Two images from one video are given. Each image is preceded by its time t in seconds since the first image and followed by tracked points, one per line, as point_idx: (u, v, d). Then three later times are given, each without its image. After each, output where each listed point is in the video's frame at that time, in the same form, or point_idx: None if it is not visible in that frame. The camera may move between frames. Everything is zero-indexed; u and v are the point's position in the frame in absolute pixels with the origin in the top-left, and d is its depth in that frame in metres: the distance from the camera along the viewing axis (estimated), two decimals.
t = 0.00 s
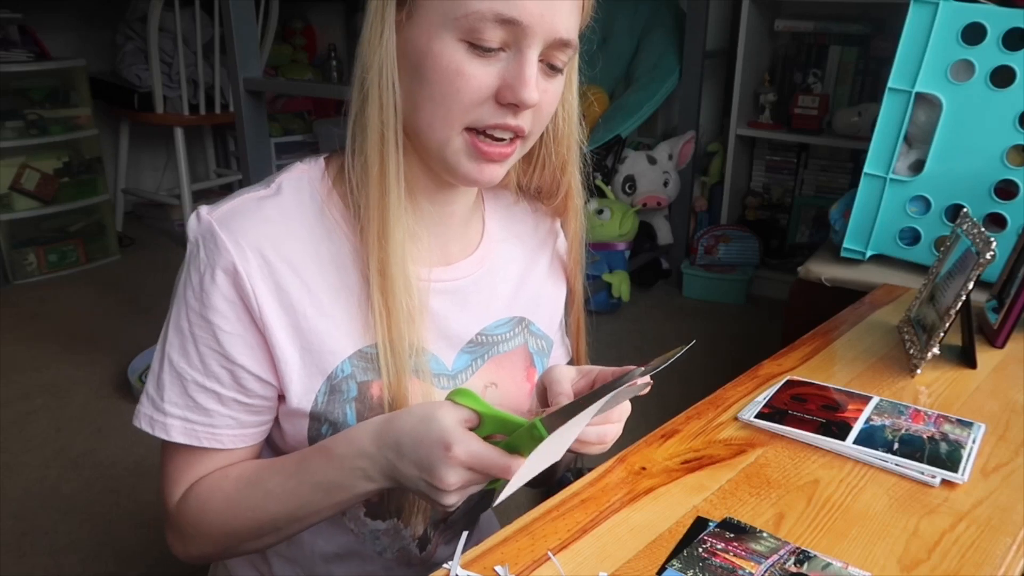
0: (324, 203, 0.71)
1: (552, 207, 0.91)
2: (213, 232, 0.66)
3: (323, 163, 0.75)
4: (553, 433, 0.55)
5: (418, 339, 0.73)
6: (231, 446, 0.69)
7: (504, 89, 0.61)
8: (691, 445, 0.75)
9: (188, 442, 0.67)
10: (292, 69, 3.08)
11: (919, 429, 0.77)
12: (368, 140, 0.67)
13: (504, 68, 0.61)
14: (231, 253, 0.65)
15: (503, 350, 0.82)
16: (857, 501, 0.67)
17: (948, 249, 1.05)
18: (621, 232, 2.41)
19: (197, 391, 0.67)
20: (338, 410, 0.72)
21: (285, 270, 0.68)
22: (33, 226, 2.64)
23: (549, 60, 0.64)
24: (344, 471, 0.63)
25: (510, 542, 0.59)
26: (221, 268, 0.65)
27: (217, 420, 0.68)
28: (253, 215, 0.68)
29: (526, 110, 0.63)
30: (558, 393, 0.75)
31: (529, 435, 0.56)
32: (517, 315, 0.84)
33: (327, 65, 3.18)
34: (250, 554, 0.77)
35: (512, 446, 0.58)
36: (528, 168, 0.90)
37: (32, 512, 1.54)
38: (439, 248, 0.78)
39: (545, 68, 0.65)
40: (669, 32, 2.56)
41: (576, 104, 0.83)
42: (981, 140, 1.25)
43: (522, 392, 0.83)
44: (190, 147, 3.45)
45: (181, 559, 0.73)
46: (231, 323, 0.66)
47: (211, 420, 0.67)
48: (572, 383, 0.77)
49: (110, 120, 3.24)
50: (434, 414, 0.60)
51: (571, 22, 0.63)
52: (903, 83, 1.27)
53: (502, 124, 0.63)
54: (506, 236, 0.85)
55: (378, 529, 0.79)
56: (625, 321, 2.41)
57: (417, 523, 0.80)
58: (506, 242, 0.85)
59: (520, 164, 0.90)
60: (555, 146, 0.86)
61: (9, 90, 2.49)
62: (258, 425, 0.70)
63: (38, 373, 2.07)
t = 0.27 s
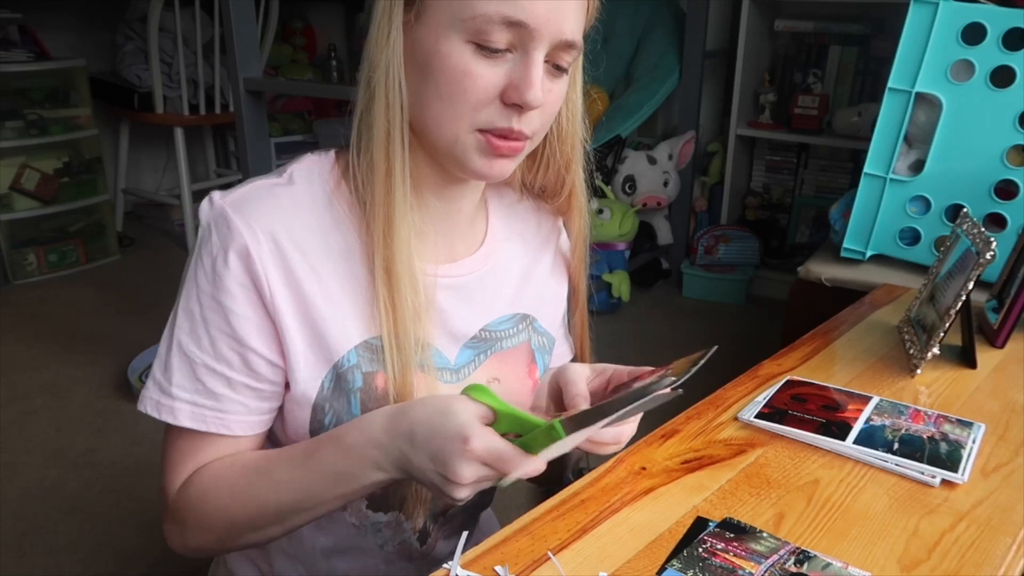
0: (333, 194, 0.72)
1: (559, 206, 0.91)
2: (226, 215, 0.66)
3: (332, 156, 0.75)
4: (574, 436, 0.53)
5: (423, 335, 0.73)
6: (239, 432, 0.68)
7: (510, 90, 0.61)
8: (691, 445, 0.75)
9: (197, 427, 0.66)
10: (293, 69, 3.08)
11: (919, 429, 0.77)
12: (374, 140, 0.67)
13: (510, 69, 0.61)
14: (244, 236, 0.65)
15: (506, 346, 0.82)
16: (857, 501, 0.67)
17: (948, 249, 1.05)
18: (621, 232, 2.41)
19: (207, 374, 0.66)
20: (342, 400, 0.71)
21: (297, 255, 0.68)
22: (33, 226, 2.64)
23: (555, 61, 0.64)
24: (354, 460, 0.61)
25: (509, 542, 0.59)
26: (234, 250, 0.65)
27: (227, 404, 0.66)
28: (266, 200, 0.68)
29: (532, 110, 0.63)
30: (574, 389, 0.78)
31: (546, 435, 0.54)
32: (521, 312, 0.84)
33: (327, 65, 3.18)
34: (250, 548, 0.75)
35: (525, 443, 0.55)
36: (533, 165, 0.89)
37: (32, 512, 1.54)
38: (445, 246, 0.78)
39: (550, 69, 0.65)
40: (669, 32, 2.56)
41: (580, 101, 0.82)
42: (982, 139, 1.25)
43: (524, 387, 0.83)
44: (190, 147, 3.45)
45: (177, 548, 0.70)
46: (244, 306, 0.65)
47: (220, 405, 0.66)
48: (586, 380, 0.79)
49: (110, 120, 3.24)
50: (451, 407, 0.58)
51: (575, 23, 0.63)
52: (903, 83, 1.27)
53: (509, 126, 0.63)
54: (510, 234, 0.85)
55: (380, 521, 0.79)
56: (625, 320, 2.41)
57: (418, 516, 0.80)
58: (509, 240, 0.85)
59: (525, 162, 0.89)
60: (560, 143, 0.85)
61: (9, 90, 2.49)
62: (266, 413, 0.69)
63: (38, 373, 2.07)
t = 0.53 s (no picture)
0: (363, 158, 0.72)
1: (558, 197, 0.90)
2: (274, 160, 0.67)
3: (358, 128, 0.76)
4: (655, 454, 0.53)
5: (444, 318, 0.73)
6: (269, 387, 0.64)
7: (518, 81, 0.61)
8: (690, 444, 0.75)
9: (230, 374, 0.62)
10: (292, 69, 3.08)
11: (918, 429, 0.77)
12: (381, 140, 0.67)
13: (515, 60, 0.61)
14: (292, 180, 0.66)
15: (515, 328, 0.83)
16: (857, 500, 0.67)
17: (948, 249, 1.05)
18: (621, 232, 2.41)
19: (246, 319, 0.64)
20: (361, 363, 0.72)
21: (337, 207, 0.68)
22: (32, 226, 2.64)
23: (557, 48, 0.64)
24: (405, 440, 0.56)
25: (509, 542, 0.59)
26: (282, 192, 0.65)
27: (262, 354, 0.64)
28: (310, 152, 0.69)
29: (540, 98, 0.63)
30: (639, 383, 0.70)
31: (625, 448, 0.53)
32: (528, 294, 0.84)
33: (327, 65, 3.19)
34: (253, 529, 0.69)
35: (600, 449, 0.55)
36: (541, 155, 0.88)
37: (32, 512, 1.54)
38: (454, 235, 0.78)
39: (554, 55, 0.65)
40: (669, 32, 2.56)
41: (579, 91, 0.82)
42: (982, 140, 1.25)
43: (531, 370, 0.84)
44: (190, 148, 3.46)
45: (174, 519, 0.65)
46: (287, 249, 0.65)
47: (256, 353, 0.63)
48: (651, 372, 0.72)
49: (110, 120, 3.25)
50: (526, 400, 0.54)
51: (574, 9, 0.62)
52: (903, 83, 1.27)
53: (518, 116, 0.63)
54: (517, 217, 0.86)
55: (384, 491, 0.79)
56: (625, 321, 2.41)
57: (422, 492, 0.80)
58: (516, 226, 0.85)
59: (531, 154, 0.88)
60: (561, 132, 0.84)
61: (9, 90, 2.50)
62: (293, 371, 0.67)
63: (38, 373, 2.07)
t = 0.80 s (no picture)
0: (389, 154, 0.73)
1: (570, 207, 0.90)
2: (307, 151, 0.67)
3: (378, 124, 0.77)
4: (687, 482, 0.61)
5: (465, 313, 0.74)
6: (293, 379, 0.63)
7: (532, 81, 0.62)
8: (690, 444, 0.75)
9: (258, 365, 0.61)
10: (292, 69, 3.08)
11: (918, 429, 0.77)
12: (398, 140, 0.67)
13: (528, 60, 0.62)
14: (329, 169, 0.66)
15: (527, 324, 0.83)
16: (857, 501, 0.67)
17: (948, 249, 1.05)
18: (621, 232, 2.41)
19: (276, 309, 0.63)
20: (382, 356, 0.72)
21: (365, 200, 0.69)
22: (32, 226, 2.65)
23: (569, 45, 0.65)
24: (436, 451, 0.56)
25: (509, 541, 0.60)
26: (318, 180, 0.65)
27: (290, 345, 0.63)
28: (339, 144, 0.69)
29: (555, 96, 0.64)
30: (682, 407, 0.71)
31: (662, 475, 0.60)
32: (538, 290, 0.85)
33: (327, 65, 3.19)
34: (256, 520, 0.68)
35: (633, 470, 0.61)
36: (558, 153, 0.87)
37: (32, 512, 1.54)
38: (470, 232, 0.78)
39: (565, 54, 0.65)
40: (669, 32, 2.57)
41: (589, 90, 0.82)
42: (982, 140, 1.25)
43: (541, 366, 0.85)
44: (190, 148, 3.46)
45: (181, 510, 0.63)
46: (319, 240, 0.65)
47: (283, 344, 0.63)
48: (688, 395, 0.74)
49: (110, 120, 3.25)
50: (564, 426, 0.57)
51: (585, 6, 0.63)
52: (903, 83, 1.27)
53: (533, 115, 0.64)
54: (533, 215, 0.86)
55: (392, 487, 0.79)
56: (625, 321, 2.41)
57: (431, 489, 0.80)
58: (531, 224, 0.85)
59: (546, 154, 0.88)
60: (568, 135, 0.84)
61: (9, 90, 2.50)
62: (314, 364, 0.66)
63: (38, 373, 2.07)
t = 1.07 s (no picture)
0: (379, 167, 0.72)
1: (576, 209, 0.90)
2: (287, 175, 0.66)
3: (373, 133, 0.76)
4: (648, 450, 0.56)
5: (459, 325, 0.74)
6: (278, 402, 0.65)
7: (538, 82, 0.62)
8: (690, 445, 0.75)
9: (239, 393, 0.63)
10: (292, 69, 3.08)
11: (918, 429, 0.77)
12: (403, 142, 0.67)
13: (535, 61, 0.62)
14: (306, 194, 0.65)
15: (526, 331, 0.83)
16: (857, 501, 0.67)
17: (948, 249, 1.05)
18: (621, 232, 2.41)
19: (256, 336, 0.64)
20: (376, 372, 0.72)
21: (350, 222, 0.68)
22: (32, 226, 2.64)
23: (577, 48, 0.65)
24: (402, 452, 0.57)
25: (509, 542, 0.59)
26: (295, 207, 0.65)
27: (272, 371, 0.64)
28: (323, 164, 0.68)
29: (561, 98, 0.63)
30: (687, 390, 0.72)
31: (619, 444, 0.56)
32: (537, 298, 0.85)
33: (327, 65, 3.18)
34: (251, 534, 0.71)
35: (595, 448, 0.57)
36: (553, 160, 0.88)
37: (32, 512, 1.54)
38: (470, 238, 0.78)
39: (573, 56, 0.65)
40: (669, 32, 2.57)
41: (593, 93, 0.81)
42: (982, 140, 1.25)
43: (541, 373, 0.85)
44: (190, 148, 3.46)
45: (183, 529, 0.66)
46: (299, 267, 0.65)
47: (265, 370, 0.64)
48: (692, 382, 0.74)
49: (110, 120, 3.25)
50: (512, 407, 0.56)
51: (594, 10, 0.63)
52: (903, 83, 1.27)
53: (540, 116, 0.64)
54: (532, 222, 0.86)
55: (396, 501, 0.79)
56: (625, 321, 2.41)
57: (434, 502, 0.80)
58: (530, 231, 0.85)
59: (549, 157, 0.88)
60: (570, 138, 0.84)
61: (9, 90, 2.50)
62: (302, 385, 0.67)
63: (38, 373, 2.07)
